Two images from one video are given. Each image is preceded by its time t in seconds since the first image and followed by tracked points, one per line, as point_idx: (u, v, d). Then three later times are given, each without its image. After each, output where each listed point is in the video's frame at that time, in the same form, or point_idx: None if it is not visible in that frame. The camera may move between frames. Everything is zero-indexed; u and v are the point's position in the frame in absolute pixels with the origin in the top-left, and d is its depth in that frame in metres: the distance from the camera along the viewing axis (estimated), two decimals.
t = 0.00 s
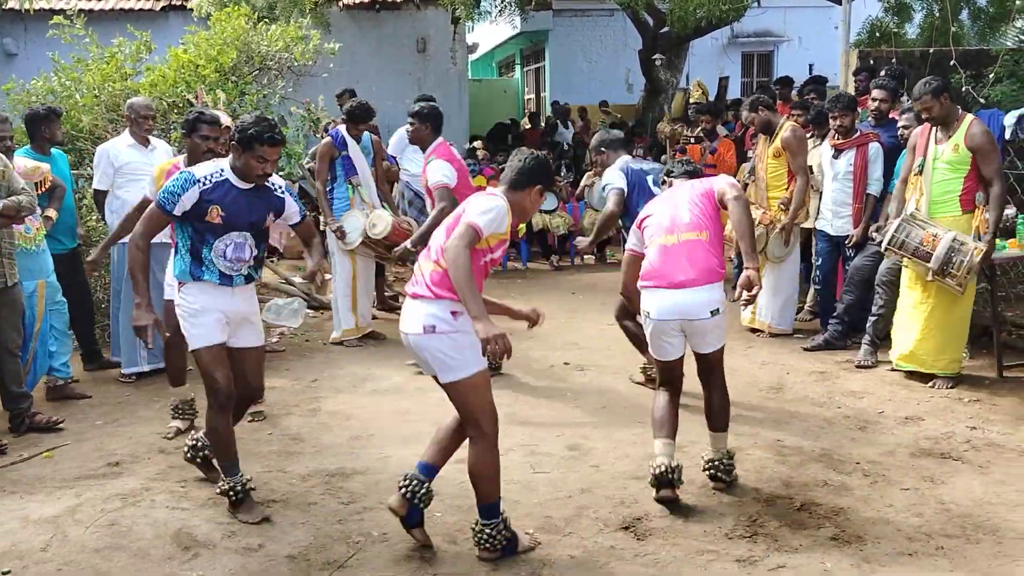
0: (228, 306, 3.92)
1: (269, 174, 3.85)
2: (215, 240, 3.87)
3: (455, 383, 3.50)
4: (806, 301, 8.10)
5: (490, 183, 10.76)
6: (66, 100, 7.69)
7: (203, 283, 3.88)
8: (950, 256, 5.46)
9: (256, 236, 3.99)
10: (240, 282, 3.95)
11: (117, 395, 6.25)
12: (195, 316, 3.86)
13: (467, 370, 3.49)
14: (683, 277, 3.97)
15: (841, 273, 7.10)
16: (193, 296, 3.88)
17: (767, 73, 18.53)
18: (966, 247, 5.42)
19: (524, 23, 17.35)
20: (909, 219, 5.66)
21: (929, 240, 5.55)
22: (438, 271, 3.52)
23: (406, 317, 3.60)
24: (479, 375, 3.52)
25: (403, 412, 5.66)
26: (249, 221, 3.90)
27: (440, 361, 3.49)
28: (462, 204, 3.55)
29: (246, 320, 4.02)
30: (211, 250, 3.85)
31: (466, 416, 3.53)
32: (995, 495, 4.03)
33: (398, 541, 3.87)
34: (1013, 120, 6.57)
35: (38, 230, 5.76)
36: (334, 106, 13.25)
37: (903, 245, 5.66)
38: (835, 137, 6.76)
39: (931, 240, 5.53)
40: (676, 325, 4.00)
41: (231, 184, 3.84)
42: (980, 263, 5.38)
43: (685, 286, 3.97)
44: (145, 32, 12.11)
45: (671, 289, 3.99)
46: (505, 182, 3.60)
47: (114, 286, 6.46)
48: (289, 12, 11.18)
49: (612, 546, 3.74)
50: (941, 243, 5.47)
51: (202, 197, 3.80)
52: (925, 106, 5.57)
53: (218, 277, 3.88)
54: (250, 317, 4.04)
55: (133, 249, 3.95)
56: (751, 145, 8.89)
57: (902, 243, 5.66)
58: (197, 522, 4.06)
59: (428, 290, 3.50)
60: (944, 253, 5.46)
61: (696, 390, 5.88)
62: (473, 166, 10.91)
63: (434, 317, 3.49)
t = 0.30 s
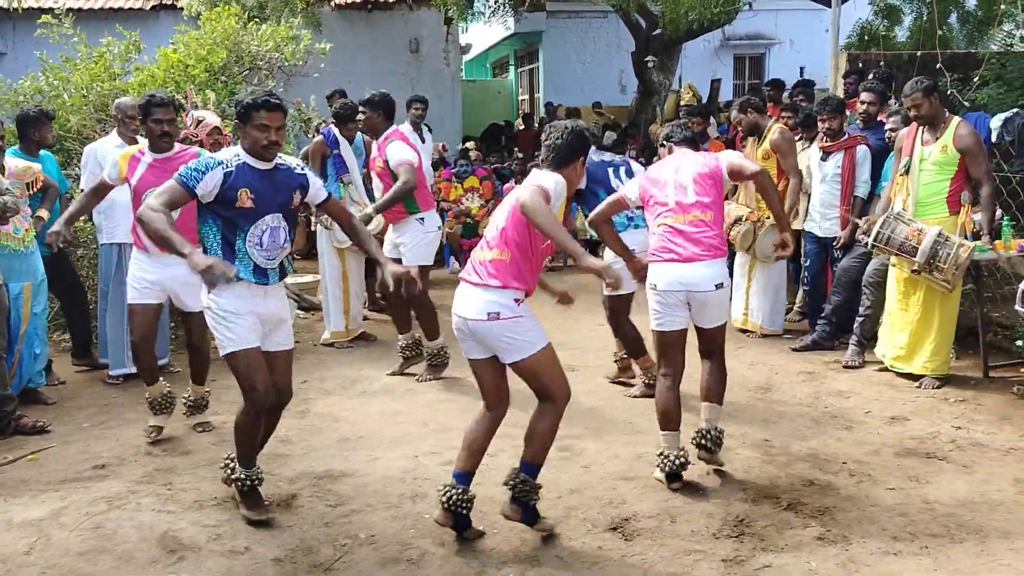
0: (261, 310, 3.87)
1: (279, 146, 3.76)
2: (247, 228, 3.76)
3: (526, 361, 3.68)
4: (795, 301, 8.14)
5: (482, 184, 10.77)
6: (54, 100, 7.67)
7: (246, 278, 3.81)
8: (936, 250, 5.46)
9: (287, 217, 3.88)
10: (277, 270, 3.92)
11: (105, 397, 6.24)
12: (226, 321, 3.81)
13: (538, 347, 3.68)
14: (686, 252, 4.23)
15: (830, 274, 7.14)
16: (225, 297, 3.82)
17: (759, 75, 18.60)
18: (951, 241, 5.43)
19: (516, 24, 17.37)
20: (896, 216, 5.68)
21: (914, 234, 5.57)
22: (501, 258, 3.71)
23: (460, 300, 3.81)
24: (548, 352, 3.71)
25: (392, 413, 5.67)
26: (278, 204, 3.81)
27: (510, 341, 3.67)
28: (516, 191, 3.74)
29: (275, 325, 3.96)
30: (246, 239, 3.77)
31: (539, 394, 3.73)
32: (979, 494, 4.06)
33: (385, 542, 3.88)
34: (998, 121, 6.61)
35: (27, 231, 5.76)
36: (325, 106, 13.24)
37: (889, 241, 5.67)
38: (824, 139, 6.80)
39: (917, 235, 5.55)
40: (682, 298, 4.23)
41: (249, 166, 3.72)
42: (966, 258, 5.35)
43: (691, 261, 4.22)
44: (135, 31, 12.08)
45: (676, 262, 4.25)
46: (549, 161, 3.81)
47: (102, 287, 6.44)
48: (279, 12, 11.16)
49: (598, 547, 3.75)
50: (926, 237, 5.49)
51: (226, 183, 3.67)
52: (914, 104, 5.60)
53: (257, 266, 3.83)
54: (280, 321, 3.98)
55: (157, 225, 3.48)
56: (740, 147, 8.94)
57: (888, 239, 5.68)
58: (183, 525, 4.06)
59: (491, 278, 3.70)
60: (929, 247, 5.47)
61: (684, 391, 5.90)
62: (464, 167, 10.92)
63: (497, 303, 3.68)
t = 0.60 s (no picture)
0: (296, 318, 3.71)
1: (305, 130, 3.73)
2: (288, 222, 3.69)
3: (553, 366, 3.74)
4: (778, 302, 8.16)
5: (468, 184, 10.75)
6: (39, 99, 7.62)
7: (290, 277, 3.68)
8: (919, 255, 5.50)
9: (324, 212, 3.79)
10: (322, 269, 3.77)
11: (87, 396, 6.21)
12: (259, 333, 3.68)
13: (567, 353, 3.74)
14: (657, 243, 4.53)
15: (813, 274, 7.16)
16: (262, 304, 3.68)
17: (746, 76, 18.64)
18: (933, 245, 5.47)
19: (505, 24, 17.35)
20: (876, 223, 5.69)
21: (896, 240, 5.58)
22: (554, 261, 3.74)
23: (513, 294, 3.83)
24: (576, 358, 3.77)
25: (374, 413, 5.65)
26: (317, 198, 3.75)
27: (543, 341, 3.73)
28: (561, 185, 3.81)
29: (311, 334, 3.79)
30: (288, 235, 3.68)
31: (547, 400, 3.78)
32: (957, 494, 4.08)
33: (363, 542, 3.87)
34: (980, 124, 6.58)
35: (15, 229, 5.68)
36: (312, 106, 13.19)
37: (871, 248, 5.68)
38: (807, 140, 6.80)
39: (898, 240, 5.56)
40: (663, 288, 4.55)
41: (282, 160, 3.69)
42: (948, 262, 5.42)
43: (667, 253, 4.52)
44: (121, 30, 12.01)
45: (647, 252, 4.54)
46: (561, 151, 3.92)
47: (85, 286, 6.41)
48: (266, 11, 11.11)
49: (576, 548, 3.74)
50: (908, 242, 5.50)
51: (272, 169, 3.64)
52: (901, 106, 5.61)
53: (301, 263, 3.70)
54: (319, 329, 3.79)
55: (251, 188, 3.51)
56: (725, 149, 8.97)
57: (870, 246, 5.69)
58: (162, 524, 4.03)
59: (544, 279, 3.74)
60: (912, 253, 5.50)
61: (667, 391, 5.90)
62: (451, 166, 10.91)
63: (551, 296, 3.73)
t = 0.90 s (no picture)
0: (350, 328, 3.60)
1: (363, 150, 3.56)
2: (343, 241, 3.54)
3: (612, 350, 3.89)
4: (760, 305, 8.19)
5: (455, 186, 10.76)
6: (24, 98, 7.60)
7: (344, 291, 3.57)
8: (897, 253, 5.50)
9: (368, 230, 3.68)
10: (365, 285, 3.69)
11: (68, 394, 6.19)
12: (319, 339, 3.52)
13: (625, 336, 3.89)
14: (632, 241, 5.02)
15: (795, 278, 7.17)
16: (320, 314, 3.53)
17: (736, 79, 18.69)
18: (912, 245, 5.48)
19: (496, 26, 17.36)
20: (855, 221, 5.70)
21: (875, 238, 5.58)
22: (596, 259, 3.88)
23: (551, 293, 3.93)
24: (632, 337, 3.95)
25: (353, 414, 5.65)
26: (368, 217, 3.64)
27: (602, 329, 3.86)
28: (581, 187, 3.87)
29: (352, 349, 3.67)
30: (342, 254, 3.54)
31: (618, 381, 3.92)
32: (929, 496, 4.09)
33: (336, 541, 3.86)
34: (962, 128, 6.62)
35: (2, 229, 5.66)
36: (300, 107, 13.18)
37: (850, 246, 5.68)
38: (789, 144, 6.83)
39: (877, 239, 5.57)
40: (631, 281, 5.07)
41: (338, 176, 3.49)
42: (926, 262, 5.42)
43: (640, 250, 5.03)
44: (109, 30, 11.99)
45: (624, 247, 5.02)
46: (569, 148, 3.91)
47: (67, 285, 6.40)
48: (254, 11, 11.09)
49: (548, 547, 3.74)
50: (887, 241, 5.51)
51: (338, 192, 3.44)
52: (887, 104, 5.61)
53: (352, 282, 3.59)
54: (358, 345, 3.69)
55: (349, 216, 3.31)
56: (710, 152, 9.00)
57: (849, 244, 5.68)
58: (137, 522, 4.02)
59: (590, 276, 3.87)
60: (890, 251, 5.49)
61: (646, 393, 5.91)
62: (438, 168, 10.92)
63: (595, 293, 3.87)
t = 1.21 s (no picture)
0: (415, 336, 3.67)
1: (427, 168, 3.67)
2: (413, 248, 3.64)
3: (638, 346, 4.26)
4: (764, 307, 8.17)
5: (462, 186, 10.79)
6: (32, 96, 7.67)
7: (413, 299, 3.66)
8: (892, 252, 5.45)
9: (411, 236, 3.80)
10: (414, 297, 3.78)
11: (73, 390, 6.25)
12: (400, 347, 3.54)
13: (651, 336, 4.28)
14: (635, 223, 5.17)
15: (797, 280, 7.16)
16: (398, 323, 3.57)
17: (748, 81, 18.66)
18: (907, 245, 5.44)
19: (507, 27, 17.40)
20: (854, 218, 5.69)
21: (871, 236, 5.57)
22: (638, 262, 4.14)
23: (594, 297, 4.13)
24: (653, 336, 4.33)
25: (352, 411, 5.68)
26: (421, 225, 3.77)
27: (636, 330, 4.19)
28: (619, 193, 4.15)
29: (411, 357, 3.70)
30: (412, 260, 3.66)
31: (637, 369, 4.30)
32: (922, 495, 4.08)
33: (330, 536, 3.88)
34: (965, 130, 6.62)
35: (11, 224, 5.73)
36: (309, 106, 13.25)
37: (847, 242, 5.66)
38: (791, 145, 6.83)
39: (874, 237, 5.56)
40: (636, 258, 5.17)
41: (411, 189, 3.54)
42: (920, 264, 5.39)
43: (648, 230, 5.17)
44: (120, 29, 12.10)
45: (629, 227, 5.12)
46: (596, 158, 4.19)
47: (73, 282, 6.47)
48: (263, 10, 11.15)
49: (539, 543, 3.75)
50: (883, 239, 5.49)
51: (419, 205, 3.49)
52: (889, 106, 5.62)
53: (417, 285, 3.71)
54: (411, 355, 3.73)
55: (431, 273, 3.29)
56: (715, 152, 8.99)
57: (845, 240, 5.66)
58: (134, 516, 4.06)
59: (634, 278, 4.12)
60: (886, 249, 5.45)
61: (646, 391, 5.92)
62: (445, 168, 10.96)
63: (640, 296, 4.16)
